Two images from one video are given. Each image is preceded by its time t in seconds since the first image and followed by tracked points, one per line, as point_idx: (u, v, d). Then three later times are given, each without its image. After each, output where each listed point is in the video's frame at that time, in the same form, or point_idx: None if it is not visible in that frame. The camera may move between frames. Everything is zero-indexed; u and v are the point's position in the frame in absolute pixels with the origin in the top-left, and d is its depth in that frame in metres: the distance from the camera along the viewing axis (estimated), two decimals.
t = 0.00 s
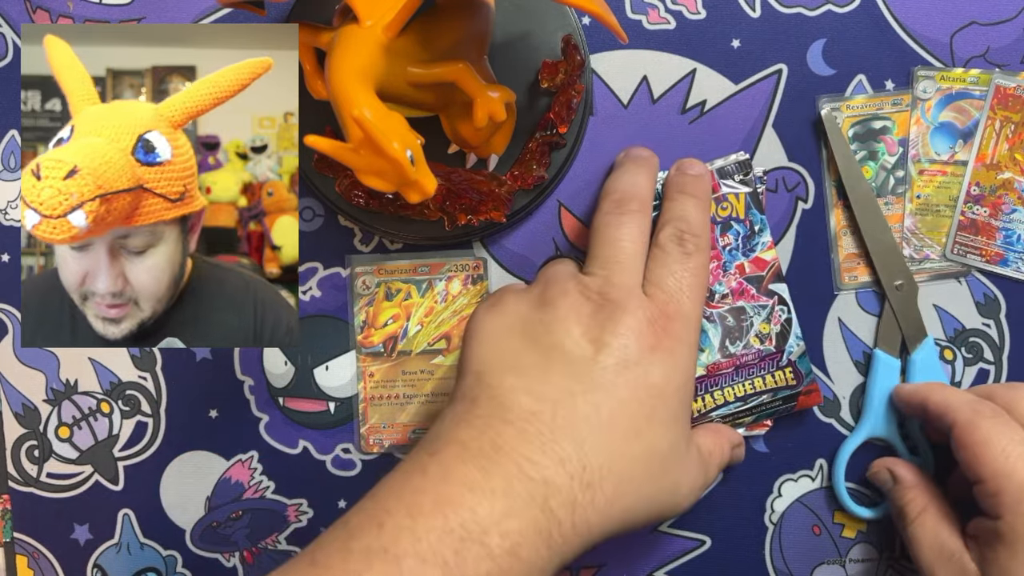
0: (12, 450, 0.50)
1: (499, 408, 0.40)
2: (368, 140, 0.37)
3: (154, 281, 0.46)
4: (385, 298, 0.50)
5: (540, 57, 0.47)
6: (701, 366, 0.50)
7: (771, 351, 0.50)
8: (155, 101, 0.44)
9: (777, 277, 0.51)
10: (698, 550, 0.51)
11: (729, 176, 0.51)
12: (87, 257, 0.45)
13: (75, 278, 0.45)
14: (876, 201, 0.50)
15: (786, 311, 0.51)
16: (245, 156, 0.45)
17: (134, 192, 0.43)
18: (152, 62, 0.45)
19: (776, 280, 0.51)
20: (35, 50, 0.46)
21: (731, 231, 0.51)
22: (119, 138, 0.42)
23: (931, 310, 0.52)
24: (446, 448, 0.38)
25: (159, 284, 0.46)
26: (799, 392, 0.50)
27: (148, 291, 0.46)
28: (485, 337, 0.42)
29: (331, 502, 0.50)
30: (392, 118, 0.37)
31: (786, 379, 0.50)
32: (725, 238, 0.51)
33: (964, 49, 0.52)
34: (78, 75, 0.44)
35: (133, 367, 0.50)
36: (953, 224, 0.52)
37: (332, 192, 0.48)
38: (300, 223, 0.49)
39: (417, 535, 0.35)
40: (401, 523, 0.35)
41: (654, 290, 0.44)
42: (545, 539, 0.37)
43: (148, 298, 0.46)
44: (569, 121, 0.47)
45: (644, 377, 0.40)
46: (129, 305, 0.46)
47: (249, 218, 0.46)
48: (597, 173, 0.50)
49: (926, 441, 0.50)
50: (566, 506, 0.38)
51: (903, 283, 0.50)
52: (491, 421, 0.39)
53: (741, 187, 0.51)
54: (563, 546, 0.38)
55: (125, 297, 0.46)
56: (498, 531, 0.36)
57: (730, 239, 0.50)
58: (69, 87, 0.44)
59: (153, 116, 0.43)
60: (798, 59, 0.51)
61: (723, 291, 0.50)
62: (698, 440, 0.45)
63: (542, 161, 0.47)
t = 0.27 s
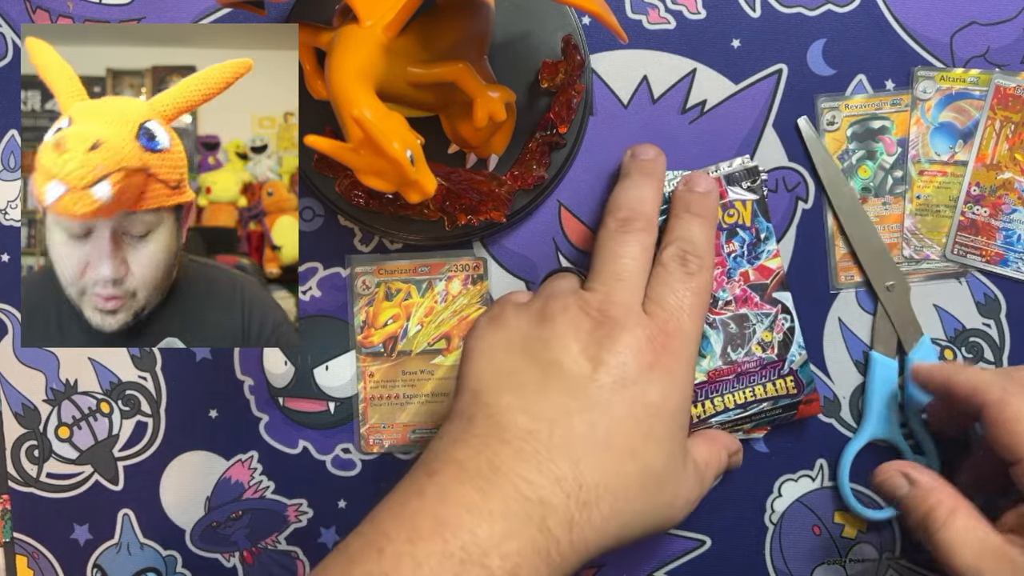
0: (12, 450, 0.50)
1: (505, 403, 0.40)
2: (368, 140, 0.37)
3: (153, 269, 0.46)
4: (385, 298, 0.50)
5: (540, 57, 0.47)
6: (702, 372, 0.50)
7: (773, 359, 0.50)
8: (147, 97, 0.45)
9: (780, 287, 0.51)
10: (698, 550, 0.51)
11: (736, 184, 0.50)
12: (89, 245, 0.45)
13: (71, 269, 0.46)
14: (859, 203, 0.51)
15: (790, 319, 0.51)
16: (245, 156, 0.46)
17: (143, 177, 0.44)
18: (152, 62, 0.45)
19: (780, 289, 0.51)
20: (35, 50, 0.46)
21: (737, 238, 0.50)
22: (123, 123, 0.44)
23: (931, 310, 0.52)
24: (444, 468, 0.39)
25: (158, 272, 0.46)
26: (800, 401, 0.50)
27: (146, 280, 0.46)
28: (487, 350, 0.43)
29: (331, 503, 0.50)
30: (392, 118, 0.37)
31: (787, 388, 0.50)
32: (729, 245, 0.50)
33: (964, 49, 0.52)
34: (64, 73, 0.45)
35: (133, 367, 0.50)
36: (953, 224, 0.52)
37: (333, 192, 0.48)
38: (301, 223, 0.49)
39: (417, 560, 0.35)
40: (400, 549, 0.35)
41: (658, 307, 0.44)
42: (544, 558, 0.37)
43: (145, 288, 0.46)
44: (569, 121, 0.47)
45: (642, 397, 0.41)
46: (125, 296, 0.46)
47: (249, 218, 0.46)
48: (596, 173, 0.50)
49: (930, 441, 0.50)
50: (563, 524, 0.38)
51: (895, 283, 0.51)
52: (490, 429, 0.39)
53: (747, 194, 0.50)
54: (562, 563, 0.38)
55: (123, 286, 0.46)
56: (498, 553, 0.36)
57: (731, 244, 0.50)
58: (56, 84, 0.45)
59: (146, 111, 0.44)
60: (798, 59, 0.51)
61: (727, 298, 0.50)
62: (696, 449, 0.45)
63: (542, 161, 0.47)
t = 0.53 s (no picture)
0: (12, 450, 0.50)
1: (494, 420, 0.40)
2: (368, 140, 0.37)
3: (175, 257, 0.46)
4: (385, 298, 0.50)
5: (541, 57, 0.47)
6: (695, 380, 0.49)
7: (766, 366, 0.50)
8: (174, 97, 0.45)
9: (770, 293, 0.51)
10: (698, 550, 0.51)
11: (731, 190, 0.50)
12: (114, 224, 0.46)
13: (104, 242, 0.46)
14: (859, 202, 0.51)
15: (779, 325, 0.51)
16: (245, 156, 0.46)
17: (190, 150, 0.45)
18: (152, 62, 0.45)
19: (772, 295, 0.51)
20: (34, 50, 0.46)
21: (728, 245, 0.50)
22: (169, 97, 0.45)
23: (931, 310, 0.52)
24: (437, 482, 0.38)
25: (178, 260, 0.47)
26: (793, 408, 0.50)
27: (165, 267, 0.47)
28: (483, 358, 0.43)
29: (331, 503, 0.50)
30: (392, 118, 0.37)
31: (780, 395, 0.50)
32: (722, 252, 0.50)
33: (964, 49, 0.52)
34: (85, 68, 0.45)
35: (133, 367, 0.50)
36: (953, 224, 0.52)
37: (332, 192, 0.47)
38: (300, 224, 0.48)
39: None
40: (394, 564, 0.34)
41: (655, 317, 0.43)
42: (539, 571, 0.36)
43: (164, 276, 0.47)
44: (569, 121, 0.47)
45: (638, 406, 0.40)
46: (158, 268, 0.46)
47: (249, 219, 0.47)
48: (596, 173, 0.50)
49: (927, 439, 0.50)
50: (557, 537, 0.37)
51: (894, 283, 0.50)
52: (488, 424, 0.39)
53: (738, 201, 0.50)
54: None
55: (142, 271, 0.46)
56: (491, 567, 0.35)
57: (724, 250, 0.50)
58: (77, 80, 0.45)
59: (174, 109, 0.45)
60: (798, 59, 0.51)
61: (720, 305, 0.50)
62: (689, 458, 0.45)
63: (542, 161, 0.47)
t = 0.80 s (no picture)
0: (12, 450, 0.50)
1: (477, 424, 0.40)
2: (368, 140, 0.37)
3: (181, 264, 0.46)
4: (385, 298, 0.50)
5: (541, 57, 0.47)
6: (687, 394, 0.49)
7: (757, 379, 0.50)
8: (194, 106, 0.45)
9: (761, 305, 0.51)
10: (698, 550, 0.51)
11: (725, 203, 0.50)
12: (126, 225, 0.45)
13: (115, 243, 0.46)
14: (859, 202, 0.51)
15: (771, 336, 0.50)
16: (245, 156, 0.46)
17: (202, 168, 0.45)
18: (153, 62, 0.45)
19: (763, 308, 0.51)
20: (35, 50, 0.46)
21: (720, 258, 0.50)
22: (188, 109, 0.45)
23: (931, 310, 0.52)
24: (424, 504, 0.38)
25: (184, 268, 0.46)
26: (783, 420, 0.50)
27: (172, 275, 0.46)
28: (470, 380, 0.43)
29: (331, 503, 0.50)
30: (392, 118, 0.37)
31: (771, 407, 0.50)
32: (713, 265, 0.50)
33: (964, 48, 0.52)
34: (107, 66, 0.45)
35: (133, 367, 0.50)
36: (954, 224, 0.52)
37: (332, 192, 0.47)
38: (300, 223, 0.49)
39: None
40: None
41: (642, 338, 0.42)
42: None
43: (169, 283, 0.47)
44: (569, 121, 0.47)
45: (622, 438, 0.40)
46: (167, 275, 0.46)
47: (249, 219, 0.47)
48: (596, 174, 0.50)
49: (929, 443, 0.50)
50: (540, 561, 0.37)
51: (895, 283, 0.51)
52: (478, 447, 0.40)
53: (729, 212, 0.50)
54: None
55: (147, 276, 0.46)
56: None
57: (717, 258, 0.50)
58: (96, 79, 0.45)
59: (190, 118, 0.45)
60: (798, 59, 0.51)
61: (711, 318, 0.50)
62: (676, 476, 0.45)
63: (542, 161, 0.48)
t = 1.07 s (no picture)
0: (12, 450, 0.50)
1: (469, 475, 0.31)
2: (368, 140, 0.37)
3: (187, 240, 0.46)
4: (385, 298, 0.50)
5: (540, 57, 0.47)
6: (699, 458, 0.42)
7: (778, 444, 0.43)
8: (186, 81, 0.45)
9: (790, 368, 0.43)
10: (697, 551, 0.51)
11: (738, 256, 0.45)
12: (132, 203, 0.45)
13: (119, 228, 0.46)
14: (859, 202, 0.51)
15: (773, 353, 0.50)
16: (245, 156, 0.46)
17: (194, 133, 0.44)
18: (153, 62, 0.45)
19: (791, 369, 0.43)
20: (35, 50, 0.46)
21: (745, 313, 0.44)
22: (179, 83, 0.44)
23: (931, 310, 0.52)
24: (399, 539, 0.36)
25: (191, 243, 0.46)
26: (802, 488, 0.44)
27: (177, 251, 0.46)
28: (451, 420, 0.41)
29: (331, 503, 0.50)
30: (392, 118, 0.37)
31: (791, 476, 0.43)
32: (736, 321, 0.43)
33: (964, 49, 0.52)
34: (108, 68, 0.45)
35: (133, 367, 0.50)
36: (953, 224, 0.52)
37: (332, 192, 0.47)
38: (300, 223, 0.49)
39: None
40: None
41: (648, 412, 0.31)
42: None
43: (175, 259, 0.46)
44: (569, 121, 0.47)
45: (607, 529, 0.30)
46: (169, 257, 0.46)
47: (249, 219, 0.47)
48: (596, 174, 0.50)
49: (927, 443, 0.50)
50: None
51: (895, 283, 0.51)
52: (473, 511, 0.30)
53: (733, 214, 0.50)
54: None
55: (153, 253, 0.46)
56: None
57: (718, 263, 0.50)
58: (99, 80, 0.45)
59: (180, 90, 0.44)
60: (798, 59, 0.51)
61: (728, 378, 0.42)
62: (677, 551, 0.36)
63: (541, 161, 0.48)
